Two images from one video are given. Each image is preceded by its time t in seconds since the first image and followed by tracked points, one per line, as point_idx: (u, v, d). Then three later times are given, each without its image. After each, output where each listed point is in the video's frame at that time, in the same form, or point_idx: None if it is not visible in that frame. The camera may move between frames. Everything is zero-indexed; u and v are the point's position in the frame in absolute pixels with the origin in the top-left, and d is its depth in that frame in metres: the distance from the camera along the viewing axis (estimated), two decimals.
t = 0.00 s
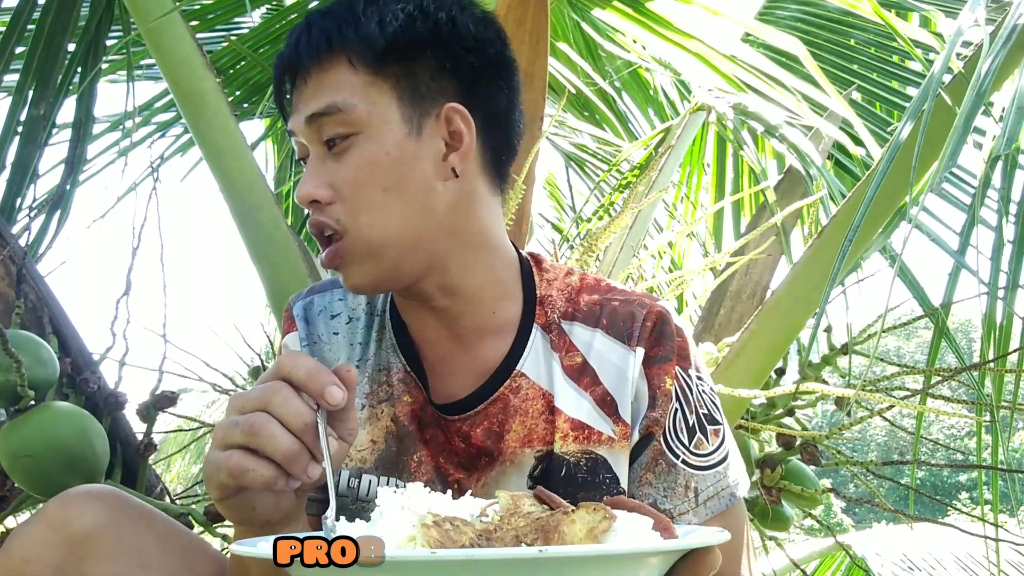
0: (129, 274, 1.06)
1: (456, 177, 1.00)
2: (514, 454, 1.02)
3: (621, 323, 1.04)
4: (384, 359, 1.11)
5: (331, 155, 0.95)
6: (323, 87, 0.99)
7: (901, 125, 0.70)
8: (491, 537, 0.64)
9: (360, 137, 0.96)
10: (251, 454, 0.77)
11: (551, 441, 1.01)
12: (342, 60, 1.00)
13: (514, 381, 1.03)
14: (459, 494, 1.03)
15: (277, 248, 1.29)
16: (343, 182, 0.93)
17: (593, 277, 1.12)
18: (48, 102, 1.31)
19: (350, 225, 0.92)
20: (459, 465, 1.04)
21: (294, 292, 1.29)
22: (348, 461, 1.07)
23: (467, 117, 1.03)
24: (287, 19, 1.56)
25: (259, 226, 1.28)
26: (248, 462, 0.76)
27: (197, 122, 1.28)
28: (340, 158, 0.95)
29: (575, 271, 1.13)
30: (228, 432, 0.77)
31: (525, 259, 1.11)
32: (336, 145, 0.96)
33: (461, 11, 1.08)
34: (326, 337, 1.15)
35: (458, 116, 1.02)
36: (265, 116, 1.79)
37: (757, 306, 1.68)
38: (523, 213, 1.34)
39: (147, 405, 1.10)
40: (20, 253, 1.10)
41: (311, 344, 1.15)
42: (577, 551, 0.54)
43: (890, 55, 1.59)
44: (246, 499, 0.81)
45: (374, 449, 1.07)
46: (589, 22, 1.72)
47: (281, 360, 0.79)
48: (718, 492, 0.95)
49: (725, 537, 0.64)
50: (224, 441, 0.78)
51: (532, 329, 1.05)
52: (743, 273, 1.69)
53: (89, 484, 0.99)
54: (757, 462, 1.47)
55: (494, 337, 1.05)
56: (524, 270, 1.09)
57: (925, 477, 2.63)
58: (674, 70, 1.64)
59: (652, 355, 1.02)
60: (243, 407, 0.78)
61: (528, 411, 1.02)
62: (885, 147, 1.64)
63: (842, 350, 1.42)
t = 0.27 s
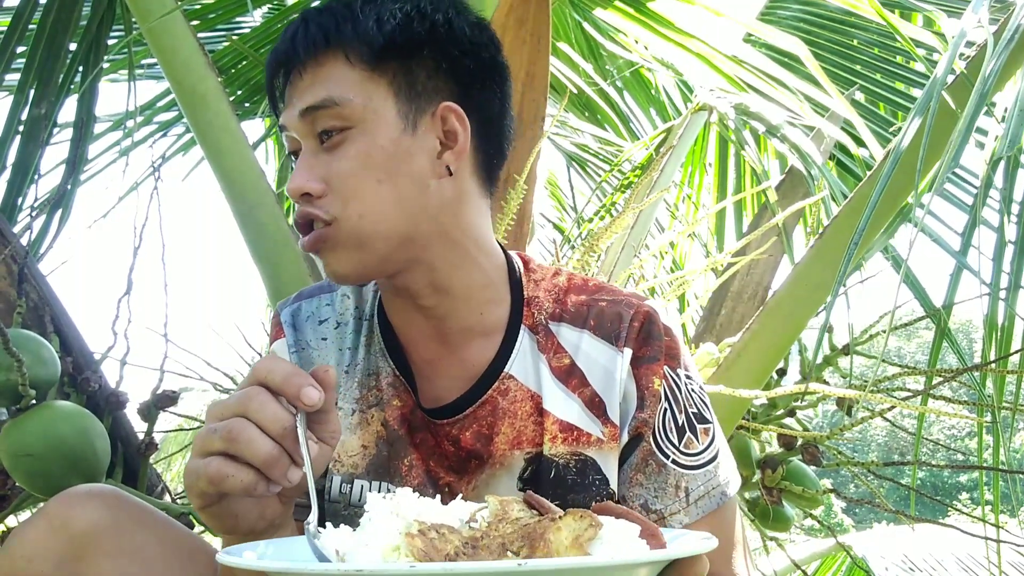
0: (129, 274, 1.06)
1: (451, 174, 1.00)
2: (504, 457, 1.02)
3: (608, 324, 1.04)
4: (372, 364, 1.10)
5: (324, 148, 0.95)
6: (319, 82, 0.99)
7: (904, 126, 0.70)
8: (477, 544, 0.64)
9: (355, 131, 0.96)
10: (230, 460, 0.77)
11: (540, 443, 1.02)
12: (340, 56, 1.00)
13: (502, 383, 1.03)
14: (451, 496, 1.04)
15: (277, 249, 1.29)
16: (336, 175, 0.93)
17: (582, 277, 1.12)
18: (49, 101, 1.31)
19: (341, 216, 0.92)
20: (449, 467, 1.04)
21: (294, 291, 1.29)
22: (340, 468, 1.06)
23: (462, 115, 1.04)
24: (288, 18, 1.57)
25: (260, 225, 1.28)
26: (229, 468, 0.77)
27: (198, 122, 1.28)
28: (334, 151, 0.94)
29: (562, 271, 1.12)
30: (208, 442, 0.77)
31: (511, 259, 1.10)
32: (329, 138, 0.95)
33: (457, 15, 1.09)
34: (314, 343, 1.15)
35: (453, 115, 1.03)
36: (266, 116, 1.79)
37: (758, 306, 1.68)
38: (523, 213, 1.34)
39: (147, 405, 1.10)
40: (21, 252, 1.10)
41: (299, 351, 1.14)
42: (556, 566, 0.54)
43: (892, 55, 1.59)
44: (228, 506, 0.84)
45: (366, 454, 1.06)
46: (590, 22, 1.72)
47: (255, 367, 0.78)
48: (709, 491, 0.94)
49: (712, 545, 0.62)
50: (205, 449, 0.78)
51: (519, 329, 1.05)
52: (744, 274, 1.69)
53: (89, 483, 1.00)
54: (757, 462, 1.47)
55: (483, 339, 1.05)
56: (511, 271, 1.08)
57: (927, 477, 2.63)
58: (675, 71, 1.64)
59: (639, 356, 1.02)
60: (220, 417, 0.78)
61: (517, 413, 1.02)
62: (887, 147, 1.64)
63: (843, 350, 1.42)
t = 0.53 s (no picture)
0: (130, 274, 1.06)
1: (434, 178, 0.99)
2: (503, 462, 1.02)
3: (606, 326, 1.04)
4: (369, 371, 1.10)
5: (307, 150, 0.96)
6: (304, 84, 1.00)
7: (904, 125, 0.70)
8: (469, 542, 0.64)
9: (335, 133, 0.96)
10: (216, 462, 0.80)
11: (538, 447, 1.02)
12: (325, 57, 1.01)
13: (500, 387, 1.03)
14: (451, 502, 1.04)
15: (277, 249, 1.29)
16: (316, 176, 0.93)
17: (580, 278, 1.12)
18: (51, 101, 1.31)
19: (321, 218, 0.92)
20: (448, 472, 1.04)
21: (294, 292, 1.29)
22: (340, 474, 1.06)
23: (446, 119, 1.03)
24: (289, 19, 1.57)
25: (259, 226, 1.27)
26: (213, 472, 0.80)
27: (198, 122, 1.28)
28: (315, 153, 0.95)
29: (559, 272, 1.12)
30: (194, 446, 0.80)
31: (507, 261, 1.10)
32: (311, 141, 0.96)
33: (447, 22, 1.10)
34: (313, 350, 1.15)
35: (436, 118, 1.02)
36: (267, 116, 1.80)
37: (759, 306, 1.68)
38: (523, 214, 1.34)
39: (148, 404, 1.10)
40: (22, 252, 1.10)
41: (297, 359, 1.14)
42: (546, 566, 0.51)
43: (895, 55, 1.59)
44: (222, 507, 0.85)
45: (365, 460, 1.07)
46: (591, 22, 1.72)
47: (240, 374, 0.80)
48: (711, 492, 0.95)
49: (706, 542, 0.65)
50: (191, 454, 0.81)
51: (516, 333, 1.05)
52: (745, 274, 1.69)
53: (90, 483, 1.00)
54: (758, 462, 1.47)
55: (478, 344, 1.05)
56: (507, 274, 1.08)
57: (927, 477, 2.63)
58: (677, 71, 1.64)
59: (637, 358, 1.02)
60: (208, 422, 0.81)
61: (514, 417, 1.03)
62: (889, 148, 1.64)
63: (843, 351, 1.42)
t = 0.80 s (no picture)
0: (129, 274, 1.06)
1: (447, 176, 0.99)
2: (509, 460, 1.02)
3: (613, 328, 1.04)
4: (379, 367, 1.10)
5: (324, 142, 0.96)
6: (325, 77, 1.01)
7: (905, 124, 0.70)
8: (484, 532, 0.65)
9: (353, 126, 0.97)
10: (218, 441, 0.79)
11: (545, 446, 1.01)
12: (348, 53, 1.02)
13: (508, 386, 1.03)
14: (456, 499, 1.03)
15: (277, 249, 1.29)
16: (332, 166, 0.94)
17: (588, 280, 1.12)
18: (50, 101, 1.31)
19: (336, 210, 0.93)
20: (454, 470, 1.04)
21: (294, 292, 1.29)
22: (347, 469, 1.05)
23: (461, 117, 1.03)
24: (288, 19, 1.57)
25: (259, 226, 1.28)
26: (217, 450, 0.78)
27: (198, 123, 1.28)
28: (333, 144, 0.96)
29: (568, 274, 1.12)
30: (199, 424, 0.79)
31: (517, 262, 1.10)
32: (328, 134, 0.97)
33: (470, 24, 1.10)
34: (323, 347, 1.14)
35: (452, 118, 1.03)
36: (266, 116, 1.80)
37: (758, 306, 1.68)
38: (523, 214, 1.34)
39: (147, 405, 1.10)
40: (21, 252, 1.10)
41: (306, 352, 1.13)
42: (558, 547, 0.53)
43: (892, 55, 1.59)
44: (221, 490, 0.84)
45: (373, 456, 1.06)
46: (590, 22, 1.72)
47: (245, 356, 0.80)
48: (715, 494, 0.96)
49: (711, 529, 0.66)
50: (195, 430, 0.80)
51: (525, 332, 1.05)
52: (744, 274, 1.69)
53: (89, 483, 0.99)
54: (757, 462, 1.47)
55: (487, 343, 1.05)
56: (516, 275, 1.08)
57: (926, 477, 2.63)
58: (675, 71, 1.64)
59: (645, 359, 1.02)
60: (213, 403, 0.80)
61: (522, 416, 1.03)
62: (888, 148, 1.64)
63: (843, 350, 1.42)
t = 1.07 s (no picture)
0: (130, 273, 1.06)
1: (468, 181, 1.00)
2: (510, 462, 1.02)
3: (616, 332, 1.04)
4: (383, 369, 1.10)
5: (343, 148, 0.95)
6: (342, 81, 1.00)
7: (905, 125, 0.70)
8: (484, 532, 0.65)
9: (374, 133, 0.96)
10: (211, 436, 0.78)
11: (546, 449, 1.01)
12: (363, 57, 1.01)
13: (510, 389, 1.03)
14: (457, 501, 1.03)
15: (277, 249, 1.29)
16: (354, 174, 0.93)
17: (590, 285, 1.12)
18: (50, 101, 1.31)
19: (357, 216, 0.92)
20: (456, 472, 1.04)
21: (295, 292, 1.29)
22: (349, 469, 1.05)
23: (481, 123, 1.04)
24: (289, 19, 1.57)
25: (259, 227, 1.28)
26: (208, 444, 0.78)
27: (199, 123, 1.28)
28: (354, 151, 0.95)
29: (572, 279, 1.12)
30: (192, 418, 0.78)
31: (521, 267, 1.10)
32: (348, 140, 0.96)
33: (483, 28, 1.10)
34: (326, 346, 1.13)
35: (471, 123, 1.03)
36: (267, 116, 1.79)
37: (758, 306, 1.68)
38: (523, 214, 1.34)
39: (147, 405, 1.10)
40: (21, 252, 1.10)
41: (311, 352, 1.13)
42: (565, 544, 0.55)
43: (891, 55, 1.59)
44: (215, 485, 0.83)
45: (374, 457, 1.06)
46: (590, 22, 1.72)
47: (239, 352, 0.80)
48: (713, 499, 0.96)
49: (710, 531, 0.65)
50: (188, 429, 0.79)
51: (529, 336, 1.05)
52: (744, 274, 1.69)
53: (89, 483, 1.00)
54: (757, 462, 1.47)
55: (493, 347, 1.05)
56: (520, 280, 1.09)
57: (927, 477, 2.63)
58: (676, 71, 1.64)
59: (646, 363, 1.03)
60: (207, 398, 0.79)
61: (524, 419, 1.02)
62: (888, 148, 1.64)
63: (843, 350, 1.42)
